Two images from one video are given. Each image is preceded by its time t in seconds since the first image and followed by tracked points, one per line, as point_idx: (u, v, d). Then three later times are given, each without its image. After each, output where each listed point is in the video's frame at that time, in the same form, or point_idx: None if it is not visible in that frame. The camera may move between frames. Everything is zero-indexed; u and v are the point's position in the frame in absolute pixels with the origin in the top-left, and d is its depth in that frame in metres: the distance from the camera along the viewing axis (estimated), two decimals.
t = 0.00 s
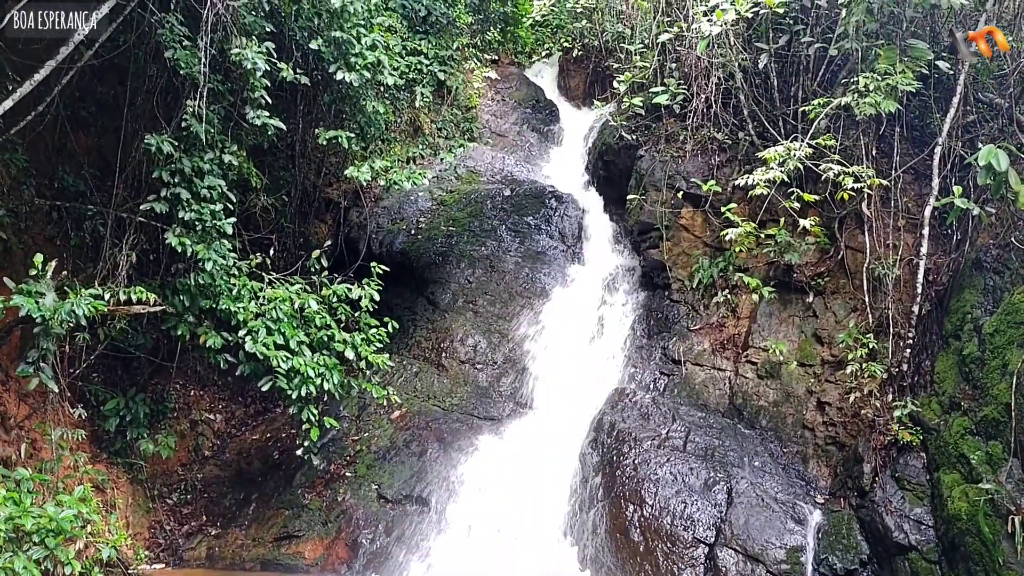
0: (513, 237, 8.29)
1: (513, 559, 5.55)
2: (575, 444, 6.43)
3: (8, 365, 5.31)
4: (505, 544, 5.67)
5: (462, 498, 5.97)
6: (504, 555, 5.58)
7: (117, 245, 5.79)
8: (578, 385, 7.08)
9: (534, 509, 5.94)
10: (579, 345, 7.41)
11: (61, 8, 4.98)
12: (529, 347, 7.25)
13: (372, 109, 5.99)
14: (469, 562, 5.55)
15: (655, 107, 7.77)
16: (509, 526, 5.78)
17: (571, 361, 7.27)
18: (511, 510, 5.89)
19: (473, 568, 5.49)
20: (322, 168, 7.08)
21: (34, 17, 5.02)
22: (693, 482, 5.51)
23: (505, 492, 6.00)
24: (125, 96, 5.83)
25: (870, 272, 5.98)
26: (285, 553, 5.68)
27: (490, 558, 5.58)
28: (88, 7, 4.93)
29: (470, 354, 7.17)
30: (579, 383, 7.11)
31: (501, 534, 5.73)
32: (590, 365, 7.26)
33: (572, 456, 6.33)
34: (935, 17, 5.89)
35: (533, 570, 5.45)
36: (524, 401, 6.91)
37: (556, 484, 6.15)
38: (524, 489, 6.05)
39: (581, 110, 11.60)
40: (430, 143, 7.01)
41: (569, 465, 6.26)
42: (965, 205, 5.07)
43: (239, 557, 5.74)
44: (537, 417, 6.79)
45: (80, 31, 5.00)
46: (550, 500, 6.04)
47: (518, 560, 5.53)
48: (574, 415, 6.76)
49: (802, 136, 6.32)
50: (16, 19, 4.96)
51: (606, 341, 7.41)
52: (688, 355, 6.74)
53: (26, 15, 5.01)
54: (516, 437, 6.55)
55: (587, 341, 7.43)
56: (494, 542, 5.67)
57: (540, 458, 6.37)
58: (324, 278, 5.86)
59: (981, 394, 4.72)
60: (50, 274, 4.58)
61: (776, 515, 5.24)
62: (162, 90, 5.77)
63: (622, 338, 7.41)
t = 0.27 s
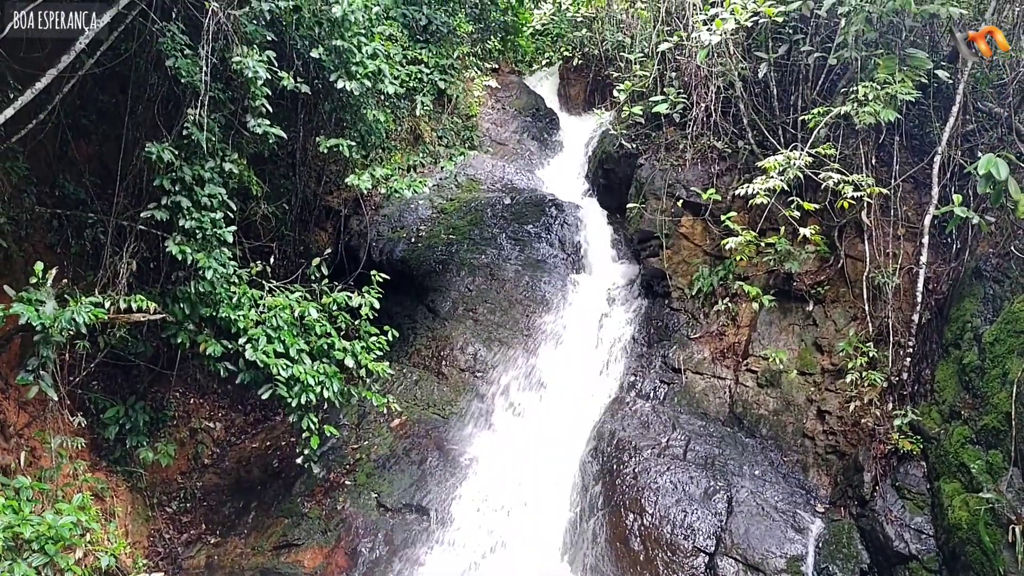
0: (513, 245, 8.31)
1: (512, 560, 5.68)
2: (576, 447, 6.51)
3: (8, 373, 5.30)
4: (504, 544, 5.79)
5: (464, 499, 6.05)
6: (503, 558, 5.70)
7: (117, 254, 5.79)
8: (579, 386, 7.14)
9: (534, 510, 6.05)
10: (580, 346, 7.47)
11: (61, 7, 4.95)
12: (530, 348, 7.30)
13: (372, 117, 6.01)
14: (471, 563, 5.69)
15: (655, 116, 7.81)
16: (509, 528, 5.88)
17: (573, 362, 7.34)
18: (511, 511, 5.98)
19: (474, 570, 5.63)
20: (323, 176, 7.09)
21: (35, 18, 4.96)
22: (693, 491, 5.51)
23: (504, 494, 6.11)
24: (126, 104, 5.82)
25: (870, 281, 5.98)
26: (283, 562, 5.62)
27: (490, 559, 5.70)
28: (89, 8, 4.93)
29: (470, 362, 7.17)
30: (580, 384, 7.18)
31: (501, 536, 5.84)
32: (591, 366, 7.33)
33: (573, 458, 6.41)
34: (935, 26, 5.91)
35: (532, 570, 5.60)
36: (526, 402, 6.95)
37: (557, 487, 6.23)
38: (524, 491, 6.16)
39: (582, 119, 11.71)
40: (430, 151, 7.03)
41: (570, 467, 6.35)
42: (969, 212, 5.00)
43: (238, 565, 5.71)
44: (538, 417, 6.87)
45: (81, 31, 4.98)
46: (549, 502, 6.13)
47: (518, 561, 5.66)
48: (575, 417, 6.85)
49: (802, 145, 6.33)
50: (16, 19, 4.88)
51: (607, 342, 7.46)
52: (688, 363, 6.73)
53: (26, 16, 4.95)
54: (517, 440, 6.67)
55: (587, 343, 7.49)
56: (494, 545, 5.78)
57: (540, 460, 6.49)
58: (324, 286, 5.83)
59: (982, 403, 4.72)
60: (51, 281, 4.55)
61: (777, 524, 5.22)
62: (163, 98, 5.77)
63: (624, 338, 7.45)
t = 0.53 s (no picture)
0: (513, 250, 8.31)
1: (512, 560, 5.65)
2: (577, 450, 6.52)
3: (7, 378, 5.30)
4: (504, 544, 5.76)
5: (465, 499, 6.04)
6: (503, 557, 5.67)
7: (117, 259, 5.79)
8: (580, 389, 7.17)
9: (534, 511, 6.03)
10: (581, 349, 7.50)
11: (61, 7, 4.92)
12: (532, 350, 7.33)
13: (373, 123, 6.02)
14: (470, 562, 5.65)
15: (655, 121, 7.84)
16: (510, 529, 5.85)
17: (574, 365, 7.36)
18: (511, 512, 5.97)
19: (473, 569, 5.59)
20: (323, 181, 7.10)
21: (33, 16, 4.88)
22: (693, 497, 5.50)
23: (505, 495, 6.10)
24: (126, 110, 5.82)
25: (870, 286, 5.98)
26: (282, 567, 5.62)
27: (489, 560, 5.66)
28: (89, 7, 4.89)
29: (470, 368, 7.17)
30: (581, 388, 7.20)
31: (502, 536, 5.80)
32: (592, 370, 7.34)
33: (574, 461, 6.42)
34: (934, 32, 5.93)
35: (532, 571, 5.58)
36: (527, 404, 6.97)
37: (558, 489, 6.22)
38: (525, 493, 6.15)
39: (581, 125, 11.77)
40: (431, 156, 7.04)
41: (571, 469, 6.35)
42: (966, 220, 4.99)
43: (237, 570, 5.70)
44: (539, 420, 6.89)
45: (81, 31, 4.93)
46: (549, 503, 6.12)
47: (517, 561, 5.64)
48: (577, 420, 6.87)
49: (802, 150, 6.34)
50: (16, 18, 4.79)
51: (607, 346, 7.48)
52: (689, 368, 6.73)
53: (25, 14, 4.85)
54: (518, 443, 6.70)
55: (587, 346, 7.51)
56: (493, 544, 5.76)
57: (541, 463, 6.50)
58: (324, 291, 5.83)
59: (982, 409, 4.71)
60: (51, 286, 4.53)
61: (777, 530, 5.21)
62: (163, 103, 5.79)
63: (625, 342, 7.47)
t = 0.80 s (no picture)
0: (513, 253, 8.33)
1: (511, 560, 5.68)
2: (577, 451, 6.53)
3: (7, 381, 5.30)
4: (504, 545, 5.80)
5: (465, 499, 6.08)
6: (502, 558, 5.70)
7: (117, 261, 5.79)
8: (581, 391, 7.18)
9: (534, 511, 6.07)
10: (581, 349, 7.52)
11: (62, 7, 4.89)
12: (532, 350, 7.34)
13: (373, 126, 6.02)
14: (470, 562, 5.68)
15: (655, 124, 7.85)
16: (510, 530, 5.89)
17: (574, 366, 7.39)
18: (510, 514, 5.98)
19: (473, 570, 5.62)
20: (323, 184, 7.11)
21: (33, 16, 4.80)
22: (693, 500, 5.49)
23: (506, 495, 6.14)
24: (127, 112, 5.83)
25: (870, 290, 5.98)
26: (280, 570, 5.60)
27: (488, 559, 5.69)
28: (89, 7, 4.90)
29: (470, 370, 7.17)
30: (582, 389, 7.22)
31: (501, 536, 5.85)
32: (593, 371, 7.36)
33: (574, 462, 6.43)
34: (934, 35, 5.94)
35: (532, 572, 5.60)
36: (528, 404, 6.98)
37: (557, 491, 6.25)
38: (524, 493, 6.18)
39: (580, 128, 11.79)
40: (431, 159, 7.05)
41: (571, 471, 6.36)
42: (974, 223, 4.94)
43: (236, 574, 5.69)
44: (540, 420, 6.90)
45: (81, 31, 4.94)
46: (549, 505, 6.14)
47: (517, 562, 5.66)
48: (577, 421, 6.88)
49: (802, 154, 6.35)
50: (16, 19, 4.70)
51: (607, 348, 7.48)
52: (688, 371, 6.75)
53: (25, 14, 4.76)
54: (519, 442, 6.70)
55: (587, 349, 7.52)
56: (493, 544, 5.79)
57: (541, 463, 6.51)
58: (324, 293, 5.83)
59: (982, 413, 4.71)
60: (50, 288, 4.51)
61: (777, 534, 5.21)
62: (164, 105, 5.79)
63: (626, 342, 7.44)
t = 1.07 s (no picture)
0: (513, 255, 8.33)
1: (511, 561, 5.74)
2: (577, 452, 6.54)
3: (7, 383, 5.30)
4: (503, 547, 5.81)
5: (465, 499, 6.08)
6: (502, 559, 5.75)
7: (117, 263, 5.78)
8: (581, 393, 7.18)
9: (534, 513, 6.06)
10: (582, 350, 7.53)
11: (62, 8, 4.89)
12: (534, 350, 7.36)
13: (373, 128, 6.03)
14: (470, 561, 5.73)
15: (655, 127, 7.86)
16: (510, 529, 5.92)
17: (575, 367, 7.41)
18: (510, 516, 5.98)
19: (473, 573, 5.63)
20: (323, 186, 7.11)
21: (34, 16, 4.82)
22: (692, 503, 5.48)
23: (505, 495, 6.15)
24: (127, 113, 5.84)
25: (870, 293, 5.98)
26: (280, 573, 5.62)
27: (488, 560, 5.74)
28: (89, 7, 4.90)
29: (469, 373, 7.17)
30: (582, 389, 7.22)
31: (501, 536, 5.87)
32: (594, 373, 7.35)
33: (574, 463, 6.43)
34: (934, 39, 5.94)
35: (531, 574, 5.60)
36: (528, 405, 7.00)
37: (557, 491, 6.24)
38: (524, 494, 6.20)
39: (580, 130, 11.82)
40: (431, 161, 7.06)
41: (570, 472, 6.37)
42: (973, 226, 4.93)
43: None
44: (540, 423, 6.91)
45: (81, 31, 4.94)
46: (549, 507, 6.13)
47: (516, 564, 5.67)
48: (577, 421, 6.89)
49: (802, 156, 6.34)
50: (16, 19, 4.73)
51: (608, 350, 7.48)
52: (688, 374, 6.75)
53: (26, 15, 4.79)
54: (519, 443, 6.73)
55: (587, 351, 7.52)
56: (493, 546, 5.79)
57: (541, 466, 6.51)
58: (324, 296, 5.83)
59: (982, 415, 4.70)
60: (50, 291, 4.51)
61: (777, 537, 5.20)
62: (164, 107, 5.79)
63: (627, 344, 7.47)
